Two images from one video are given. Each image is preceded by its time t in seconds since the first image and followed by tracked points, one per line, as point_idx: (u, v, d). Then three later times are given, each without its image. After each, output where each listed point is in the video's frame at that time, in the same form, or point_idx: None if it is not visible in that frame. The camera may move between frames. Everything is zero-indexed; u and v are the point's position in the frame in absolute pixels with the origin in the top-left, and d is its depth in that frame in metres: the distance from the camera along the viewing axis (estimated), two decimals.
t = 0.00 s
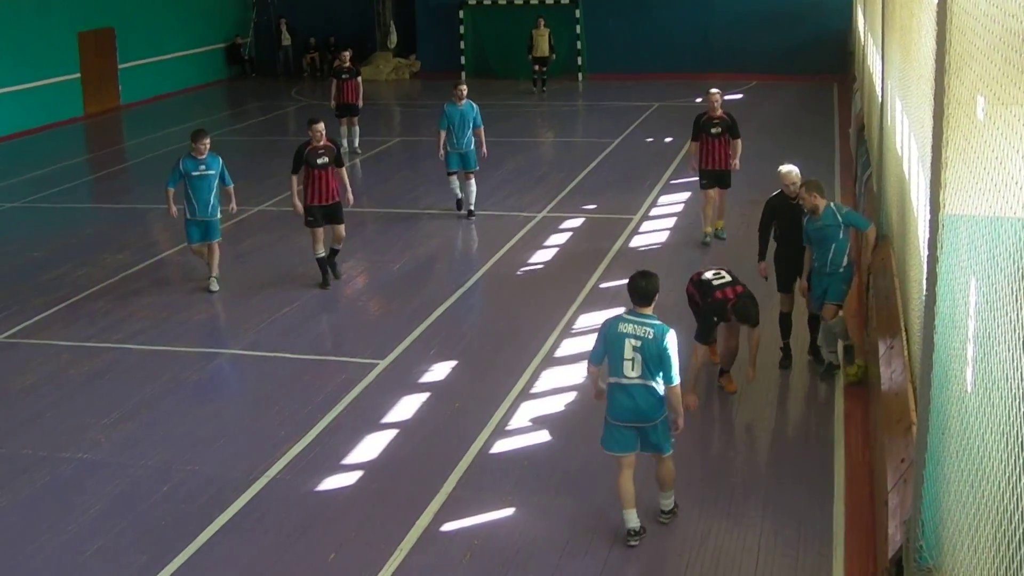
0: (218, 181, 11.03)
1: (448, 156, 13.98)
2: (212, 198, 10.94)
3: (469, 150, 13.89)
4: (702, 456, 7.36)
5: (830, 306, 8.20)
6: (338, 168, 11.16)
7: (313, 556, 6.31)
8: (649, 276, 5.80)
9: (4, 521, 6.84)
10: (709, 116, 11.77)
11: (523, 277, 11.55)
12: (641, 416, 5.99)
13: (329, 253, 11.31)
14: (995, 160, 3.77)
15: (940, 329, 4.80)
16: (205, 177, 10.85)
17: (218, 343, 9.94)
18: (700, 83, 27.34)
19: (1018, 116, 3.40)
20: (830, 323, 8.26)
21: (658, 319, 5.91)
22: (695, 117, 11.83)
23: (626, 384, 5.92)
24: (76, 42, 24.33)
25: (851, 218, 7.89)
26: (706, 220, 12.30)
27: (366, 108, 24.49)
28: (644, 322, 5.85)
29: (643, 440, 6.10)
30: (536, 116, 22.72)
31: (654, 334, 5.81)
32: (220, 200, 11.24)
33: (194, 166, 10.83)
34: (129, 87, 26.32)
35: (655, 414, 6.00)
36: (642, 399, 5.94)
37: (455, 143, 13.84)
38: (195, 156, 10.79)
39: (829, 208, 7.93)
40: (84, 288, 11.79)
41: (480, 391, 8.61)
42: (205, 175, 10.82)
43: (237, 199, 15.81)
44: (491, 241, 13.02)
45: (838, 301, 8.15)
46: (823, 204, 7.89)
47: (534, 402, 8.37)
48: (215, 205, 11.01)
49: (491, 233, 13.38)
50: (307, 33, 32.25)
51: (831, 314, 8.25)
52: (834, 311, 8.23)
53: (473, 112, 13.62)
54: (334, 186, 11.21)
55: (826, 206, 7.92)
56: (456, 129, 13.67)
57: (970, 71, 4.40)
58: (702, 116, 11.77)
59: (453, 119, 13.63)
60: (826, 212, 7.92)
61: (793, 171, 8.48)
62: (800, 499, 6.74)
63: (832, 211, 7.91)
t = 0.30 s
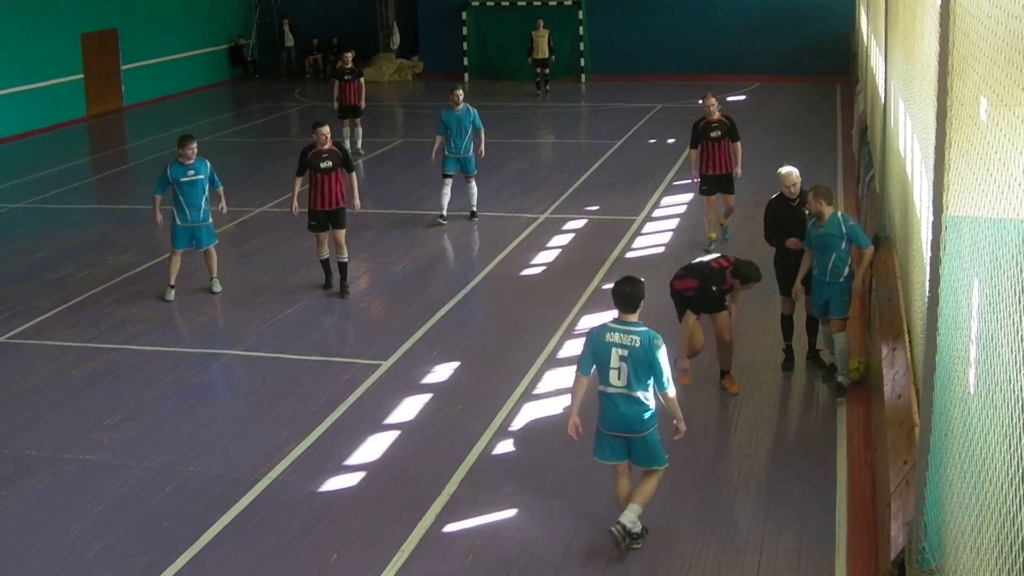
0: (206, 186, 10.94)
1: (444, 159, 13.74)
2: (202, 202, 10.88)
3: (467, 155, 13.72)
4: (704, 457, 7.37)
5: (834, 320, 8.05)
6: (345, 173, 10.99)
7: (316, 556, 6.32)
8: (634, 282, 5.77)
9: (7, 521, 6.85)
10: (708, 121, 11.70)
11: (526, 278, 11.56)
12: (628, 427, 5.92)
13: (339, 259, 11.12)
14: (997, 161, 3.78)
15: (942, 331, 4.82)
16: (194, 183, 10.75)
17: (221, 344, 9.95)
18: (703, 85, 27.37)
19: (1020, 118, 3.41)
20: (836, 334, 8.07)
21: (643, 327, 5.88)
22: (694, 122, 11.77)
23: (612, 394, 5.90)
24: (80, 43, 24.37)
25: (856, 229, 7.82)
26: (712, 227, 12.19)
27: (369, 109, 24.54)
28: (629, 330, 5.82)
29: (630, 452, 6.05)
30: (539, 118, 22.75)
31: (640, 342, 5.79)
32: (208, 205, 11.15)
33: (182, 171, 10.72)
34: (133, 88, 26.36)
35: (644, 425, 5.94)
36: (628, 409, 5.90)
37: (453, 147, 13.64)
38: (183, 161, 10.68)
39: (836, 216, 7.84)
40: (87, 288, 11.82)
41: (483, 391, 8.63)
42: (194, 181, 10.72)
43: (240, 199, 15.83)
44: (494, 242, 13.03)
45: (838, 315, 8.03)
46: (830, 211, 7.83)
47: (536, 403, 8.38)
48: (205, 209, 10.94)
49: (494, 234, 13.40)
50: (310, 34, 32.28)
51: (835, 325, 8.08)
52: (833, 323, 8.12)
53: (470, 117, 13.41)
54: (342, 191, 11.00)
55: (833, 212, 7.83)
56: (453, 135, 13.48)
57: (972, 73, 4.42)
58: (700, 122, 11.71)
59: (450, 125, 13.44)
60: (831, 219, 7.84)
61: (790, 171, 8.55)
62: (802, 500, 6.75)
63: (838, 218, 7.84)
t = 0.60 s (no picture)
0: (190, 187, 10.91)
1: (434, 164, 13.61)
2: (187, 205, 10.87)
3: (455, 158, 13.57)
4: (704, 458, 7.37)
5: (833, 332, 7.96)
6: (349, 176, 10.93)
7: (317, 557, 6.33)
8: (625, 296, 5.54)
9: (9, 521, 6.86)
10: (708, 123, 11.69)
11: (527, 278, 11.57)
12: (601, 443, 5.70)
13: (339, 262, 11.10)
14: (998, 162, 3.78)
15: (943, 332, 4.82)
16: (179, 185, 10.72)
17: (222, 344, 9.95)
18: (704, 86, 27.41)
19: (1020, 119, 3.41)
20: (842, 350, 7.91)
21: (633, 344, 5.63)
22: (694, 125, 11.74)
23: (589, 408, 5.68)
24: (81, 44, 24.40)
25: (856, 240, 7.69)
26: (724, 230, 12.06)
27: (370, 109, 24.58)
28: (616, 345, 5.59)
29: (597, 469, 5.81)
30: (540, 118, 22.78)
31: (624, 359, 5.54)
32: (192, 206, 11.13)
33: (168, 174, 10.67)
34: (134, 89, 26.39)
35: (616, 445, 5.70)
36: (602, 425, 5.67)
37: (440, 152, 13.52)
38: (167, 164, 10.63)
39: (838, 224, 7.74)
40: (89, 289, 11.83)
41: (484, 392, 8.63)
42: (179, 183, 10.69)
43: (241, 200, 15.84)
44: (495, 242, 13.05)
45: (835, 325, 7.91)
46: (834, 219, 7.75)
47: (537, 403, 8.39)
48: (190, 211, 10.93)
49: (495, 235, 13.42)
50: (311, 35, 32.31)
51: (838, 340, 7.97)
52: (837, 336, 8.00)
53: (455, 119, 13.29)
54: (344, 194, 10.95)
55: (836, 220, 7.74)
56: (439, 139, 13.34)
57: (973, 74, 4.43)
58: (700, 124, 11.74)
59: (436, 129, 13.31)
60: (834, 227, 7.74)
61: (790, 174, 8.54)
62: (803, 501, 6.75)
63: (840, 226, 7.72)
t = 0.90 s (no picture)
0: (185, 190, 10.96)
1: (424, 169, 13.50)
2: (182, 207, 10.89)
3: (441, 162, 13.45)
4: (703, 458, 7.38)
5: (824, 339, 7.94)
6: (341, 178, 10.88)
7: (316, 557, 6.32)
8: (605, 300, 5.45)
9: (8, 521, 6.86)
10: (711, 127, 11.55)
11: (526, 279, 11.57)
12: (575, 446, 5.63)
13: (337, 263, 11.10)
14: (997, 163, 3.77)
15: (943, 331, 4.82)
16: (175, 186, 10.76)
17: (221, 344, 9.95)
18: (704, 86, 27.40)
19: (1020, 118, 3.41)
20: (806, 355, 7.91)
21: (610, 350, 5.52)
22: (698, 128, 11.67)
23: (566, 410, 5.62)
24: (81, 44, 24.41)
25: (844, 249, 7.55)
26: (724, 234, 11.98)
27: (370, 110, 24.58)
28: (591, 350, 5.49)
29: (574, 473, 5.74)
30: (539, 119, 22.77)
31: (596, 364, 5.44)
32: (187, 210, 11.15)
33: (163, 175, 10.73)
34: (134, 89, 26.39)
35: (592, 449, 5.62)
36: (576, 429, 5.60)
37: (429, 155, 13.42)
38: (162, 165, 10.67)
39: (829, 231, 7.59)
40: (88, 289, 11.83)
41: (484, 392, 8.64)
42: (174, 184, 10.73)
43: (240, 200, 15.83)
44: (495, 243, 13.05)
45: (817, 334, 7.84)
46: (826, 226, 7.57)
47: (536, 403, 8.38)
48: (185, 213, 10.94)
49: (494, 235, 13.41)
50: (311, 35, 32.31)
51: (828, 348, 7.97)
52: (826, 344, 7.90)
53: (444, 124, 13.25)
54: (337, 196, 10.93)
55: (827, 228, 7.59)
56: (427, 142, 13.31)
57: (972, 74, 4.43)
58: (704, 127, 11.59)
59: (422, 132, 13.28)
60: (825, 235, 7.59)
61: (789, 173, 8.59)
62: (802, 502, 6.75)
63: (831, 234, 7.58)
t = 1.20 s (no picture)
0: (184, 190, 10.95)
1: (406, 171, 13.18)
2: (183, 208, 10.88)
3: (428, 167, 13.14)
4: (700, 459, 7.37)
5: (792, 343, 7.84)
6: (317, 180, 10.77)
7: (315, 557, 6.32)
8: (556, 307, 5.28)
9: (7, 521, 6.86)
10: (716, 130, 11.39)
11: (525, 279, 11.57)
12: (541, 456, 5.47)
13: (328, 265, 11.13)
14: (996, 164, 3.76)
15: (942, 332, 4.81)
16: (176, 187, 10.75)
17: (219, 345, 9.94)
18: (703, 87, 27.41)
19: (1020, 119, 3.40)
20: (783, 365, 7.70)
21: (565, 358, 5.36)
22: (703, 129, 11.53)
23: (528, 421, 5.45)
24: (80, 45, 24.41)
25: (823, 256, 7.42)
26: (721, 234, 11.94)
27: (369, 111, 24.58)
28: (546, 358, 5.31)
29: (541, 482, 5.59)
30: (538, 119, 22.76)
31: (554, 372, 5.27)
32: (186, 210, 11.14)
33: (163, 176, 10.71)
34: (133, 90, 26.38)
35: (558, 456, 5.47)
36: (541, 438, 5.45)
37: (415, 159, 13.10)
38: (162, 166, 10.66)
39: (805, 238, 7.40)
40: (87, 290, 11.82)
41: (483, 392, 8.64)
42: (175, 185, 10.72)
43: (239, 201, 15.83)
44: (494, 243, 13.04)
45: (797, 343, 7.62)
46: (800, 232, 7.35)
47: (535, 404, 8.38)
48: (185, 214, 10.93)
49: (493, 236, 13.41)
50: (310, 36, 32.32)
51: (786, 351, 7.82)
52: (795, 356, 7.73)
53: (432, 127, 12.91)
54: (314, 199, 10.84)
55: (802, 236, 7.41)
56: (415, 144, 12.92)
57: (971, 74, 4.41)
58: (709, 130, 11.42)
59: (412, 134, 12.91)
60: (800, 242, 7.41)
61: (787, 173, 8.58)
62: (800, 502, 6.75)
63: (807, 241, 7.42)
